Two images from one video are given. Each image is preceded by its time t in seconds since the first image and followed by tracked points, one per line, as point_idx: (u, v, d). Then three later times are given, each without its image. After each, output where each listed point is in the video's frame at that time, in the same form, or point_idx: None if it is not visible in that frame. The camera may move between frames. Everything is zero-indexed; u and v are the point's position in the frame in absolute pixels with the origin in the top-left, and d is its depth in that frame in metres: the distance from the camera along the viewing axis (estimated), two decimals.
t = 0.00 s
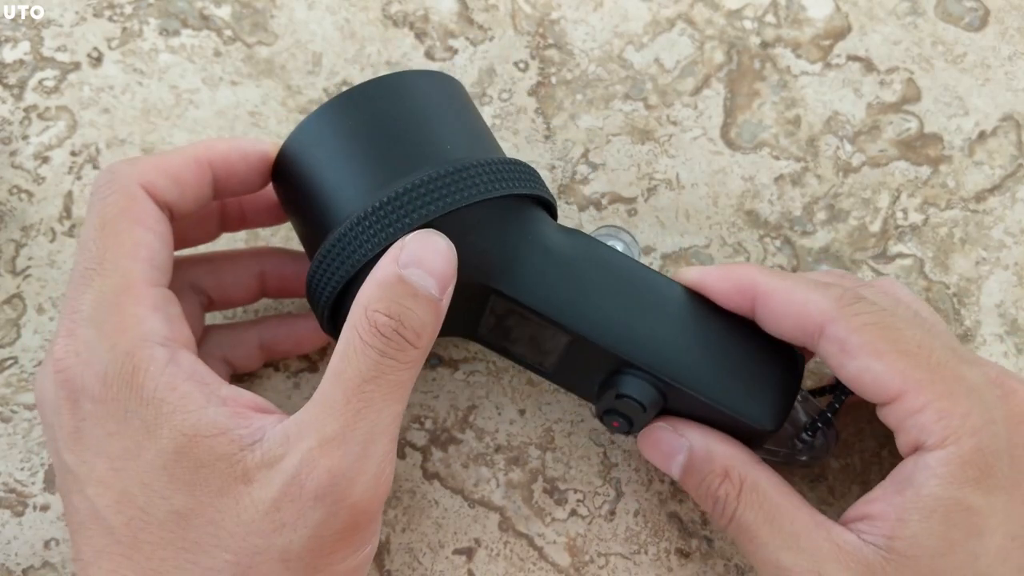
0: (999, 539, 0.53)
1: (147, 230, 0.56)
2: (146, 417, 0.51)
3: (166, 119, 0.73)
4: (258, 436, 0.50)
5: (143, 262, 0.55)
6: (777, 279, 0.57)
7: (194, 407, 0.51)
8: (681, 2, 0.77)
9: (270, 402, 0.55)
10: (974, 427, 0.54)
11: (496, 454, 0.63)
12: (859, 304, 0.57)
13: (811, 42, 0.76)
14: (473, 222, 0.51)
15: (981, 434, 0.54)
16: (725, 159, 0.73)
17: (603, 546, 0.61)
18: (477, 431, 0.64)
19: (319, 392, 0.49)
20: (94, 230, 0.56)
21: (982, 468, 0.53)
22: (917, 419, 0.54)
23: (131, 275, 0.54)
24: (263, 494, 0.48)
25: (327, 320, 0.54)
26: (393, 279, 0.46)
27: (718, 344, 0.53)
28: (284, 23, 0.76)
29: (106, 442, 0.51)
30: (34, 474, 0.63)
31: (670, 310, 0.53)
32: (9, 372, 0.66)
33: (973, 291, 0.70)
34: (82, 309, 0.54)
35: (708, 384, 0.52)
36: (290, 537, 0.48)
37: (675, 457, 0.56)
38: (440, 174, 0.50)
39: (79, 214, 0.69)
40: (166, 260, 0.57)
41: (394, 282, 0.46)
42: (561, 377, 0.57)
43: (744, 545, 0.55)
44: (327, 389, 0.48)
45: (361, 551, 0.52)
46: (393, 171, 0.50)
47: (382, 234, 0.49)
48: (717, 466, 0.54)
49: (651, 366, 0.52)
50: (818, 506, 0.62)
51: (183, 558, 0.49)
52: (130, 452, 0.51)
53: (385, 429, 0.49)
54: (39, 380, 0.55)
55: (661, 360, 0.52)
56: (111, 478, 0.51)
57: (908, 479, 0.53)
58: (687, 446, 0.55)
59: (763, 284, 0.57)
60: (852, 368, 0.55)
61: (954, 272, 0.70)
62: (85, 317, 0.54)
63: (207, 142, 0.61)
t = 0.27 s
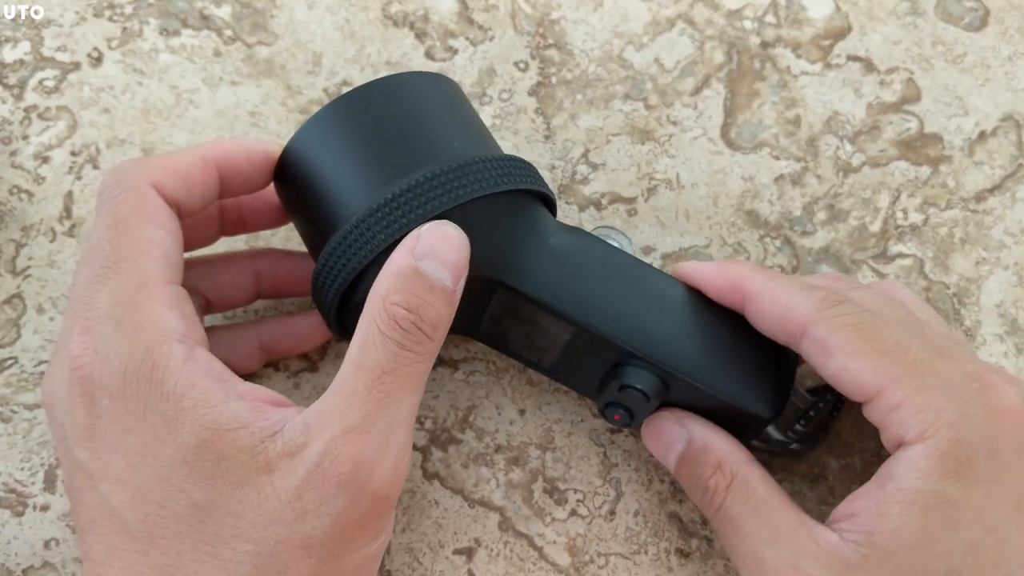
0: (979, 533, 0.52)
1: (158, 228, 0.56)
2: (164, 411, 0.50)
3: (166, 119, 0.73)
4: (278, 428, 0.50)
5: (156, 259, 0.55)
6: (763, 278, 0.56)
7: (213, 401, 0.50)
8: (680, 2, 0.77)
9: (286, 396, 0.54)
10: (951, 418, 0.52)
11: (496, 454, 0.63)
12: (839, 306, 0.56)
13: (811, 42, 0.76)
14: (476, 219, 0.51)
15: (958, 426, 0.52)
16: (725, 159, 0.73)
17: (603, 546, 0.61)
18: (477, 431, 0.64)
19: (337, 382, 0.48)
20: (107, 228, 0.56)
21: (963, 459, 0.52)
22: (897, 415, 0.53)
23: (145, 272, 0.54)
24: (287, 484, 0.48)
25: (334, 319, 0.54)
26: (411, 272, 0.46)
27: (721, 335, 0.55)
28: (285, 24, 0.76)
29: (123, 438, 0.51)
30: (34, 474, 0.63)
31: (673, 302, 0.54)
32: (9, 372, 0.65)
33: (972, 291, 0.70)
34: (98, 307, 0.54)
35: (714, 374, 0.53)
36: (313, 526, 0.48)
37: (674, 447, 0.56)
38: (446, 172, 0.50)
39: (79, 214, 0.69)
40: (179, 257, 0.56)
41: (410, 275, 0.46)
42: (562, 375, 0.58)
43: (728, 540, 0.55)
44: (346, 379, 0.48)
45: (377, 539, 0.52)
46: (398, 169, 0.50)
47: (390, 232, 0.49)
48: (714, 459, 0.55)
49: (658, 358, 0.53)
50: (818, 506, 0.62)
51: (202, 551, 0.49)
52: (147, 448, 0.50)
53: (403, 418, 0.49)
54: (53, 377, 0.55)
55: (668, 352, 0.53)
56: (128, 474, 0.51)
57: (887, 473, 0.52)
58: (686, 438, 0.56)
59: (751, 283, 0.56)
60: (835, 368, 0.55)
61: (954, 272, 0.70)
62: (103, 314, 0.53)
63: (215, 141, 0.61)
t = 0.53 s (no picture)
0: (967, 540, 0.52)
1: (164, 227, 0.56)
2: (176, 406, 0.50)
3: (166, 119, 0.73)
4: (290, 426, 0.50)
5: (164, 258, 0.55)
6: (766, 275, 0.56)
7: (225, 397, 0.50)
8: (681, 2, 0.77)
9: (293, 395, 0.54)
10: (943, 424, 0.52)
11: (496, 454, 0.63)
12: (844, 302, 0.56)
13: (811, 42, 0.76)
14: (482, 209, 0.52)
15: (951, 433, 0.52)
16: (725, 159, 0.73)
17: (603, 546, 0.61)
18: (477, 431, 0.64)
19: (351, 384, 0.49)
20: (113, 227, 0.56)
21: (954, 465, 0.52)
22: (894, 417, 0.53)
23: (154, 272, 0.54)
24: (298, 483, 0.48)
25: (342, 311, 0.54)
26: (428, 277, 0.48)
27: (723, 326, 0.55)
28: (285, 24, 0.76)
29: (133, 434, 0.51)
30: (34, 474, 0.63)
31: (677, 293, 0.54)
32: (9, 372, 0.65)
33: (972, 291, 0.70)
34: (107, 305, 0.53)
35: (716, 364, 0.53)
36: (323, 524, 0.48)
37: (676, 445, 0.57)
38: (454, 159, 0.50)
39: (79, 214, 0.69)
40: (185, 257, 0.56)
41: (428, 279, 0.48)
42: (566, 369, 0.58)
43: (714, 543, 0.55)
44: (359, 382, 0.48)
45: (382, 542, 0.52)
46: (406, 158, 0.51)
47: (397, 220, 0.50)
48: (712, 460, 0.55)
49: (661, 347, 0.53)
50: (818, 506, 0.62)
51: (209, 549, 0.49)
52: (157, 444, 0.50)
53: (413, 423, 0.49)
54: (61, 373, 0.55)
55: (671, 342, 0.53)
56: (136, 471, 0.51)
57: (879, 480, 0.52)
58: (691, 434, 0.56)
59: (754, 280, 0.56)
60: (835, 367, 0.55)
61: (954, 272, 0.70)
62: (111, 312, 0.53)
63: (218, 137, 0.61)
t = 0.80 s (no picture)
0: (967, 534, 0.51)
1: (152, 255, 0.55)
2: (188, 443, 0.50)
3: (166, 119, 0.73)
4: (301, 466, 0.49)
5: (165, 288, 0.54)
6: (784, 254, 0.60)
7: (236, 433, 0.50)
8: (681, 3, 0.77)
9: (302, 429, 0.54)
10: (947, 414, 0.53)
11: (496, 454, 0.63)
12: (864, 278, 0.57)
13: (811, 41, 0.76)
14: (485, 171, 0.54)
15: (953, 424, 0.52)
16: (725, 159, 0.73)
17: (603, 546, 0.61)
18: (477, 431, 0.64)
19: (358, 420, 0.49)
20: (100, 263, 0.55)
21: (956, 457, 0.52)
22: (896, 403, 0.54)
23: (156, 304, 0.53)
24: (311, 523, 0.48)
25: (350, 279, 0.56)
26: (433, 307, 0.48)
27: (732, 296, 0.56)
28: (284, 23, 0.76)
29: (144, 474, 0.50)
30: (34, 474, 0.63)
31: (682, 264, 0.56)
32: (9, 372, 0.65)
33: (972, 291, 0.70)
34: (111, 342, 0.52)
35: (723, 329, 0.54)
36: (335, 566, 0.48)
37: (684, 438, 0.57)
38: (456, 123, 0.54)
39: (79, 214, 0.69)
40: (180, 280, 0.56)
41: (432, 310, 0.48)
42: (575, 352, 0.58)
43: (719, 536, 0.55)
44: (367, 420, 0.48)
45: None
46: (411, 124, 0.54)
47: (403, 179, 0.52)
48: (719, 453, 0.55)
49: (667, 309, 0.54)
50: (818, 506, 0.62)
51: None
52: (168, 483, 0.50)
53: (423, 458, 0.49)
54: (68, 415, 0.54)
55: (675, 302, 0.54)
56: (147, 511, 0.50)
57: (882, 471, 0.52)
58: (699, 429, 0.57)
59: (771, 260, 0.60)
60: (846, 342, 0.56)
61: (954, 272, 0.70)
62: (117, 348, 0.52)
63: (174, 150, 0.60)
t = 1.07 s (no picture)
0: (966, 535, 0.51)
1: (156, 247, 0.55)
2: (192, 425, 0.50)
3: (166, 119, 0.73)
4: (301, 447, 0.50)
5: (169, 278, 0.54)
6: (787, 246, 0.61)
7: (238, 417, 0.50)
8: (681, 3, 0.77)
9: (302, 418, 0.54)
10: (946, 415, 0.53)
11: (496, 454, 0.63)
12: (868, 274, 0.57)
13: (811, 42, 0.76)
14: (485, 171, 0.54)
15: (952, 425, 0.52)
16: (725, 159, 0.73)
17: (603, 547, 0.61)
18: (477, 431, 0.64)
19: (353, 405, 0.50)
20: (105, 253, 0.55)
21: (956, 458, 0.52)
22: (894, 403, 0.54)
23: (160, 293, 0.54)
24: (311, 503, 0.49)
25: (350, 279, 0.56)
26: (427, 298, 0.49)
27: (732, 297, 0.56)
28: (284, 23, 0.76)
29: (147, 457, 0.51)
30: (34, 474, 0.63)
31: (682, 264, 0.56)
32: (9, 372, 0.65)
33: (972, 291, 0.70)
34: (115, 330, 0.53)
35: (723, 329, 0.54)
36: (336, 542, 0.49)
37: (684, 441, 0.57)
38: (456, 123, 0.54)
39: (79, 214, 0.69)
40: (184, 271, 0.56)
41: (427, 301, 0.49)
42: (575, 352, 0.58)
43: (718, 540, 0.55)
44: (364, 404, 0.49)
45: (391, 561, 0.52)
46: (411, 124, 0.54)
47: (403, 179, 0.52)
48: (719, 456, 0.56)
49: (667, 309, 0.54)
50: (818, 506, 0.62)
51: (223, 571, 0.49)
52: (171, 465, 0.50)
53: (420, 439, 0.50)
54: (71, 400, 0.54)
55: (675, 302, 0.54)
56: (149, 493, 0.50)
57: (881, 472, 0.52)
58: (700, 433, 0.57)
59: (774, 252, 0.61)
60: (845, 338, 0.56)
61: (954, 272, 0.70)
62: (121, 335, 0.53)
63: (177, 148, 0.60)
